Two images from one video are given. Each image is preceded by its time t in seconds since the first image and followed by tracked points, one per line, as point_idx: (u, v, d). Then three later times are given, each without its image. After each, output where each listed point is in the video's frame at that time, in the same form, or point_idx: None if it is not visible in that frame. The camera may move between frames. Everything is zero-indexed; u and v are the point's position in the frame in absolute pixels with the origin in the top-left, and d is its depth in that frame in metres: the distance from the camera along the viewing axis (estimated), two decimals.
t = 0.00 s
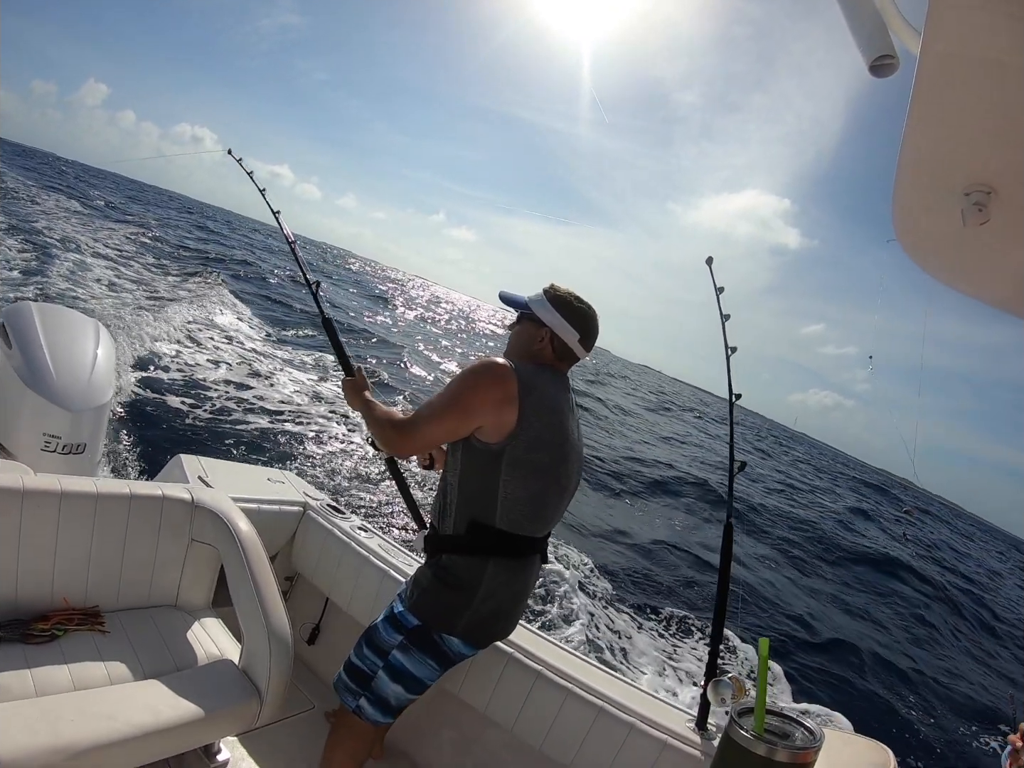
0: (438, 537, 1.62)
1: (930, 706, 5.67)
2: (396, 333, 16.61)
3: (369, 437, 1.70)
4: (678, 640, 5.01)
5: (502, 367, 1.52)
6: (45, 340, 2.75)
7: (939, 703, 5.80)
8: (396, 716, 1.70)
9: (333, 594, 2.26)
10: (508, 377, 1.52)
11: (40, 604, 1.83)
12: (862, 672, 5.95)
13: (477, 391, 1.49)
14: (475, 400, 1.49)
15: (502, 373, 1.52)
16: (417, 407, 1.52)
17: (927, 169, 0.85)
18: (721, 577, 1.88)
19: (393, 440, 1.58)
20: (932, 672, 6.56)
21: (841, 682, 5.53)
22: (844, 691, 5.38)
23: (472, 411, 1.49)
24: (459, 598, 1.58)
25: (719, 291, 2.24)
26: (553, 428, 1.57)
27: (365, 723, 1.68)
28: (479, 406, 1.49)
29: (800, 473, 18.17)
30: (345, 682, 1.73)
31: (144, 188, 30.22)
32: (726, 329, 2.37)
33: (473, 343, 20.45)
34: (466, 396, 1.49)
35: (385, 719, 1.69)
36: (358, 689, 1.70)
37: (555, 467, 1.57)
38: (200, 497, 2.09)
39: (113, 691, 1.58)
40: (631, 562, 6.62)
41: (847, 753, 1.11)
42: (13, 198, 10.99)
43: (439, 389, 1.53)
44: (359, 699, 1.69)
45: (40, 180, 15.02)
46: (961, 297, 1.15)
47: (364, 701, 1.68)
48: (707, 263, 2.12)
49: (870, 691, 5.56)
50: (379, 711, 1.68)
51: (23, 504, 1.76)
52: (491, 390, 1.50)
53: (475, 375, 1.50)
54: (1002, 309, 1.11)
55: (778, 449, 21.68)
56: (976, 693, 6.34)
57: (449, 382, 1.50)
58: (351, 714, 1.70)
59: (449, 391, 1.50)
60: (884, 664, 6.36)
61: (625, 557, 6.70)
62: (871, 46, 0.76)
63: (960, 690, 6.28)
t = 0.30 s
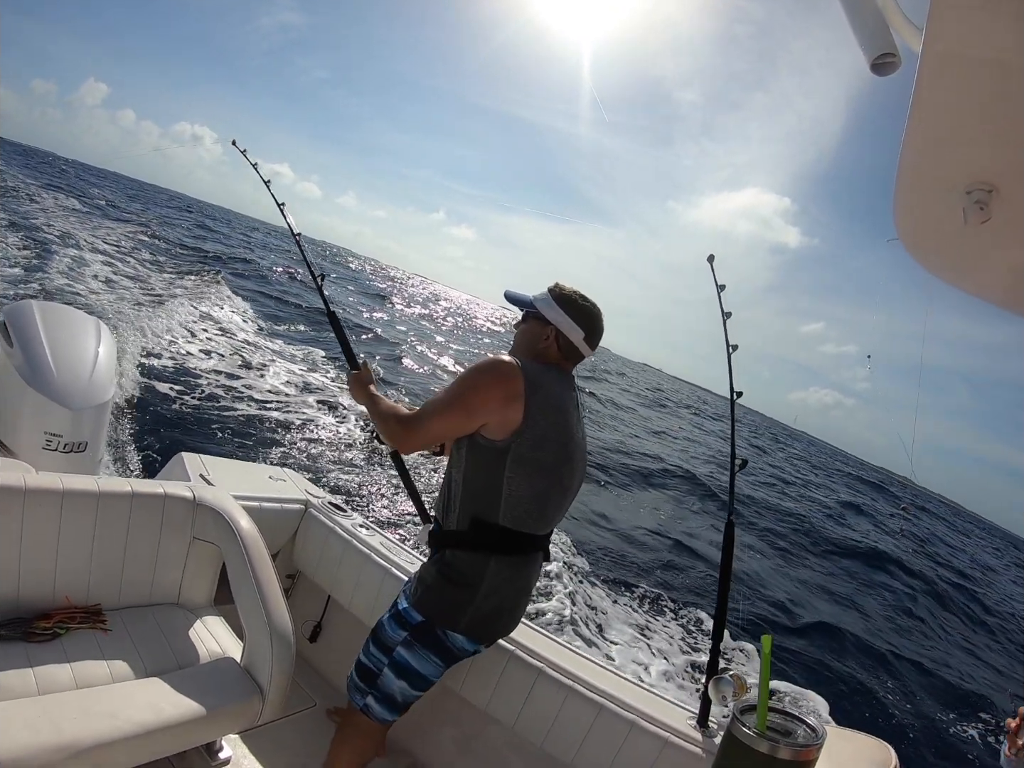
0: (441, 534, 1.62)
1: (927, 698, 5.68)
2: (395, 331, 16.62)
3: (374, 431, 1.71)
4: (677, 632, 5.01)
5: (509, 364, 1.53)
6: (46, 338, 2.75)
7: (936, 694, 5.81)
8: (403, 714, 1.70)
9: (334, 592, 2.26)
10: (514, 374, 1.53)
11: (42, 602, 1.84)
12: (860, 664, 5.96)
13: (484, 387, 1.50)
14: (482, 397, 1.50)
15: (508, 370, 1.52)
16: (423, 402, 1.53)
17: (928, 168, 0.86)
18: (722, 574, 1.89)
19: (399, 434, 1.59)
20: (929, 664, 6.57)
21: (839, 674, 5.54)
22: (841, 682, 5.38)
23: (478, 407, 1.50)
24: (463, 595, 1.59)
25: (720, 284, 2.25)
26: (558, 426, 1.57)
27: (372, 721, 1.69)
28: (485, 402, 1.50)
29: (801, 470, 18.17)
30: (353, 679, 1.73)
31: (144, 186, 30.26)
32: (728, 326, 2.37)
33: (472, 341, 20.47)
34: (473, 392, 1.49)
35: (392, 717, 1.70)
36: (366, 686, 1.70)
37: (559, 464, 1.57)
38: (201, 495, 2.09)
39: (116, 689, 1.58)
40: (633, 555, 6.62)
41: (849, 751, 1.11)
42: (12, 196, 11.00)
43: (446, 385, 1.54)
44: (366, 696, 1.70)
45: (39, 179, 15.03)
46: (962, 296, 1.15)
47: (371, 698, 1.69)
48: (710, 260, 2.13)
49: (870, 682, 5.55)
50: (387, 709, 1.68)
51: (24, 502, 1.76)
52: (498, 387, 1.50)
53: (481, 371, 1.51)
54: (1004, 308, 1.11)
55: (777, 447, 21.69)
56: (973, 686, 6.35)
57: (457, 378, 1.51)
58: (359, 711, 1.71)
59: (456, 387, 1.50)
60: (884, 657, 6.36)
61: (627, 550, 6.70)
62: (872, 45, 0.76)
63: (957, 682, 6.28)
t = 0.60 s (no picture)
0: (443, 526, 1.63)
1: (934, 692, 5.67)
2: (395, 329, 16.64)
3: (379, 424, 1.72)
4: (679, 625, 5.01)
5: (515, 360, 1.53)
6: (47, 335, 2.75)
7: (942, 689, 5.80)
8: (404, 708, 1.71)
9: (336, 588, 2.27)
10: (521, 370, 1.53)
11: (43, 600, 1.84)
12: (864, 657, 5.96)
13: (490, 383, 1.50)
14: (488, 392, 1.50)
15: (515, 367, 1.52)
16: (430, 396, 1.53)
17: (928, 163, 0.86)
18: (721, 570, 1.89)
19: (405, 428, 1.60)
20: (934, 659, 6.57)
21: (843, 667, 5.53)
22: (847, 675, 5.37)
23: (484, 402, 1.50)
24: (464, 589, 1.59)
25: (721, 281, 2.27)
26: (562, 423, 1.58)
27: (374, 716, 1.70)
28: (491, 398, 1.50)
29: (800, 468, 18.21)
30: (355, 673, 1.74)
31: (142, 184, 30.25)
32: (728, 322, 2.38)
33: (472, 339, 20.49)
34: (479, 388, 1.49)
35: (394, 712, 1.70)
36: (369, 680, 1.71)
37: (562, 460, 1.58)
38: (203, 492, 2.10)
39: (119, 686, 1.59)
40: (634, 550, 6.63)
41: (851, 748, 1.12)
42: (12, 194, 11.02)
43: (453, 380, 1.54)
44: (369, 690, 1.71)
45: (38, 177, 15.04)
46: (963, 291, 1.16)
47: (374, 692, 1.70)
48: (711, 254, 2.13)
49: (870, 674, 5.55)
50: (389, 703, 1.69)
51: (26, 499, 1.76)
52: (504, 383, 1.51)
53: (489, 366, 1.51)
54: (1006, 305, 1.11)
55: (777, 444, 21.70)
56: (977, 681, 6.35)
57: (464, 373, 1.51)
58: (362, 706, 1.72)
59: (463, 382, 1.50)
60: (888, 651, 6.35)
61: (627, 545, 6.71)
62: (873, 41, 0.76)
63: (960, 677, 6.29)
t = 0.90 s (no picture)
0: (449, 522, 1.64)
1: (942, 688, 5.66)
2: (396, 327, 16.66)
3: (385, 419, 1.73)
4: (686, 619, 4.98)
5: (524, 358, 1.54)
6: (50, 335, 2.75)
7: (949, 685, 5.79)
8: (407, 704, 1.71)
9: (340, 586, 2.27)
10: (529, 367, 1.54)
11: (48, 599, 1.85)
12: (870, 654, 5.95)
13: (499, 378, 1.51)
14: (496, 388, 1.50)
15: (524, 363, 1.53)
16: (437, 392, 1.54)
17: (930, 159, 0.87)
18: (725, 567, 1.90)
19: (412, 425, 1.60)
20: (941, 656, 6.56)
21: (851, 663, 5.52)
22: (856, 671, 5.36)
23: (492, 398, 1.51)
24: (468, 585, 1.60)
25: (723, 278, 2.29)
26: (568, 420, 1.58)
27: (377, 712, 1.70)
28: (499, 395, 1.51)
29: (801, 466, 18.21)
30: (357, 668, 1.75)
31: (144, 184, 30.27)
32: (731, 319, 2.38)
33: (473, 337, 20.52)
34: (487, 385, 1.50)
35: (397, 707, 1.71)
36: (372, 675, 1.72)
37: (568, 458, 1.58)
38: (206, 491, 2.10)
39: (123, 684, 1.60)
40: (637, 544, 6.62)
41: (855, 744, 1.12)
42: (14, 193, 11.04)
43: (462, 375, 1.55)
44: (372, 685, 1.72)
45: (40, 176, 15.06)
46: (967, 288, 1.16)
47: (377, 687, 1.71)
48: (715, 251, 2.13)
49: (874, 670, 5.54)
50: (392, 699, 1.70)
51: (31, 499, 1.77)
52: (512, 380, 1.51)
53: (497, 363, 1.52)
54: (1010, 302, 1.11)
55: (778, 443, 21.70)
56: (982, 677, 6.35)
57: (472, 368, 1.52)
58: (365, 701, 1.73)
59: (471, 377, 1.51)
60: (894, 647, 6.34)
61: (630, 540, 6.70)
62: (877, 36, 0.76)
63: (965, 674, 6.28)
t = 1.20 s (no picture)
0: (454, 519, 1.65)
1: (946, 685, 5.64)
2: (397, 326, 16.67)
3: (389, 420, 1.73)
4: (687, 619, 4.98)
5: (528, 356, 1.54)
6: (53, 334, 2.76)
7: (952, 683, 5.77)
8: (409, 701, 1.72)
9: (344, 582, 2.28)
10: (534, 365, 1.54)
11: (52, 598, 1.85)
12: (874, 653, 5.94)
13: (502, 376, 1.51)
14: (501, 386, 1.51)
15: (528, 362, 1.53)
16: (441, 391, 1.54)
17: (930, 152, 0.87)
18: (728, 564, 1.90)
19: (417, 423, 1.61)
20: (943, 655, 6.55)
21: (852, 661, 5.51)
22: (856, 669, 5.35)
23: (496, 396, 1.51)
24: (472, 582, 1.60)
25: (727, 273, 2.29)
26: (572, 417, 1.58)
27: (379, 709, 1.71)
28: (503, 393, 1.51)
29: (802, 465, 18.22)
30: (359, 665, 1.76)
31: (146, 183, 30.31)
32: (735, 316, 2.38)
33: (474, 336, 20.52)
34: (491, 382, 1.51)
35: (399, 704, 1.72)
36: (373, 671, 1.73)
37: (573, 455, 1.59)
38: (209, 489, 2.11)
39: (127, 682, 1.60)
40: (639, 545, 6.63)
41: (858, 739, 1.13)
42: (16, 192, 11.06)
43: (466, 374, 1.55)
44: (374, 682, 1.73)
45: (41, 175, 15.08)
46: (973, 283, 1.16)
47: (379, 684, 1.72)
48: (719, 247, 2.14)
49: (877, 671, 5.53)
50: (393, 695, 1.71)
51: (34, 498, 1.77)
52: (517, 378, 1.52)
53: (501, 361, 1.52)
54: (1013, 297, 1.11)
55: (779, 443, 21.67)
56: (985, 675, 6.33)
57: (476, 367, 1.52)
58: (367, 698, 1.73)
59: (475, 376, 1.51)
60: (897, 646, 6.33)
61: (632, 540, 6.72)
62: (878, 28, 0.76)
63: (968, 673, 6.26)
